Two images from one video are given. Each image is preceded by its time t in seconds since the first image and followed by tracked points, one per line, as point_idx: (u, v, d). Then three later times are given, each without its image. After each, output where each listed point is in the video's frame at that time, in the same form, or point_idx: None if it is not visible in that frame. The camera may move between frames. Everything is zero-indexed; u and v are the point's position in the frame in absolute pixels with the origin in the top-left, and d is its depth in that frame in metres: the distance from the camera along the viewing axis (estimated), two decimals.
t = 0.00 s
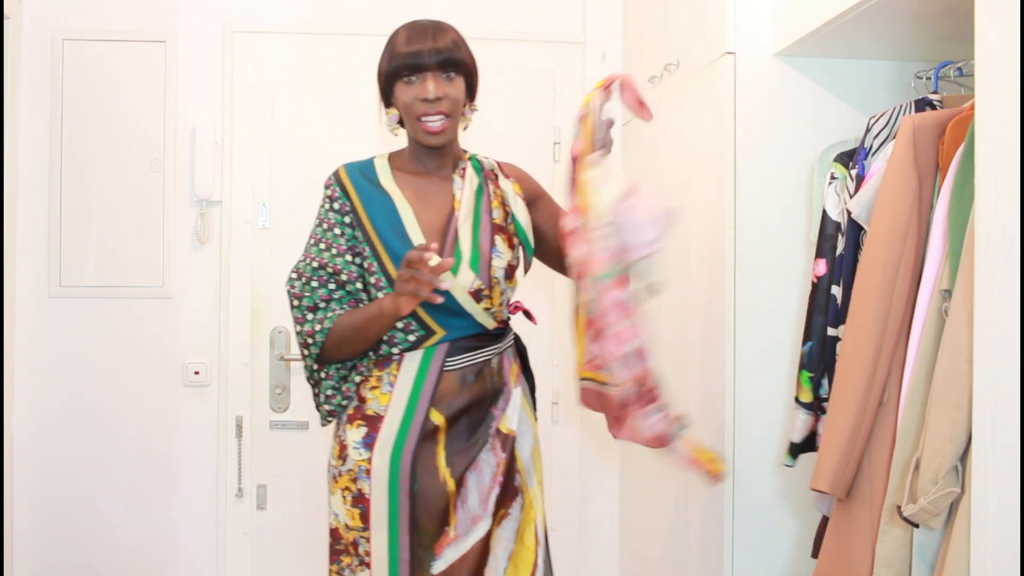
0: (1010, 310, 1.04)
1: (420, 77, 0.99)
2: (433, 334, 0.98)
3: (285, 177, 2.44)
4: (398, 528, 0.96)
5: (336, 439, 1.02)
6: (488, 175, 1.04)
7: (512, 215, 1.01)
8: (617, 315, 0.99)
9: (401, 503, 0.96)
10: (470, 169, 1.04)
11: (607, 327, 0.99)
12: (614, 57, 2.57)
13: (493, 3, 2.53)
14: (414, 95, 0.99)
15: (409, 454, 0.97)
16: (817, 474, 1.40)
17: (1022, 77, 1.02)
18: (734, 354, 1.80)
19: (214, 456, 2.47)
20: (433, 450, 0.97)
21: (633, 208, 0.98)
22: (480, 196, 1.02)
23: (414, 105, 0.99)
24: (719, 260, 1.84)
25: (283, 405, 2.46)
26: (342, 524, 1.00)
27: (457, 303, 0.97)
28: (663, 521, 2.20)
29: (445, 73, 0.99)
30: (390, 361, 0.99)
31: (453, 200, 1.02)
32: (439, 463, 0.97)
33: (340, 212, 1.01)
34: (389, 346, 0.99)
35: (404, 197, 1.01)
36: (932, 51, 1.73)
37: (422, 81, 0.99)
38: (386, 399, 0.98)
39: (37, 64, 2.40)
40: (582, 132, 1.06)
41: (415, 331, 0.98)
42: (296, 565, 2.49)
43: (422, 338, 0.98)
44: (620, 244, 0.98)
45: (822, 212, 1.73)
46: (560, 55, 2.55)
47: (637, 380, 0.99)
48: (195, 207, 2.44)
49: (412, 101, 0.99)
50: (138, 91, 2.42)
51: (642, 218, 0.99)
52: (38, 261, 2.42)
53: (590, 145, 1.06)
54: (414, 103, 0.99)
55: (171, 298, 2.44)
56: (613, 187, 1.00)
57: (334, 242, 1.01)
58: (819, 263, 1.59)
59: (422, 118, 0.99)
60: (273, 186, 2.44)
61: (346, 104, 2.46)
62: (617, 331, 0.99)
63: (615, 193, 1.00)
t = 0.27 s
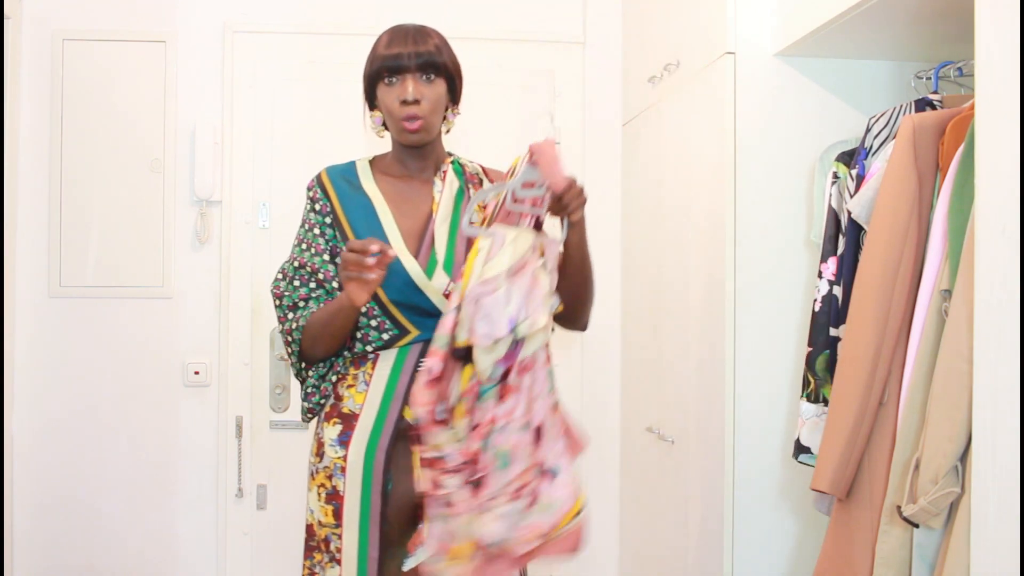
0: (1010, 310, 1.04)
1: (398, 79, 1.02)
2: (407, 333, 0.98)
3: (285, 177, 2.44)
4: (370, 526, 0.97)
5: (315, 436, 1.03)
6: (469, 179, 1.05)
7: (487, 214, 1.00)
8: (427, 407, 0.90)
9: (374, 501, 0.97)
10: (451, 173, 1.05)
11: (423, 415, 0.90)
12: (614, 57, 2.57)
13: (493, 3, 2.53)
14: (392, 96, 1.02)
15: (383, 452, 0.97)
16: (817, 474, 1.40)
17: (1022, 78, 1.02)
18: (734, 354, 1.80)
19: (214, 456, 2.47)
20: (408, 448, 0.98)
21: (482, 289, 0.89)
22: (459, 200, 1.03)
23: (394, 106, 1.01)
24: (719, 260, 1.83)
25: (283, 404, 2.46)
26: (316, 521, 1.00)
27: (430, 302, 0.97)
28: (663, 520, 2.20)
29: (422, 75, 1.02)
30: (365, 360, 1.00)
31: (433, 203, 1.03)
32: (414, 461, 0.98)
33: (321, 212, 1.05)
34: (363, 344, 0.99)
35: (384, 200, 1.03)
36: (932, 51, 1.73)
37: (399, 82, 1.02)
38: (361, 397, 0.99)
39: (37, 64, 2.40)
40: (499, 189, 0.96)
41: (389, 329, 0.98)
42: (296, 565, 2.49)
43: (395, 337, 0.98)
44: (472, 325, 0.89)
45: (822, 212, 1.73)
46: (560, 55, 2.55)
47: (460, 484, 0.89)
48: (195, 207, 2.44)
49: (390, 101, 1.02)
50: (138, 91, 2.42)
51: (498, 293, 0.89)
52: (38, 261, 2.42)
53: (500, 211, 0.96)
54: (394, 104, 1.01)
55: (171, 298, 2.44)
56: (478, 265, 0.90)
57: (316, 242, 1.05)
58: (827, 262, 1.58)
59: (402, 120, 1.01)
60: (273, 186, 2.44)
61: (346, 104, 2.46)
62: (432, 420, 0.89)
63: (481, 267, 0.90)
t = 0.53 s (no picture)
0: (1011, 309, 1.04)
1: (396, 84, 1.02)
2: (398, 331, 1.01)
3: (285, 177, 2.44)
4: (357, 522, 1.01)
5: (306, 436, 1.06)
6: (461, 180, 1.06)
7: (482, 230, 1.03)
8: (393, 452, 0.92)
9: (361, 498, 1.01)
10: (443, 174, 1.06)
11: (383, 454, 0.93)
12: (614, 57, 2.57)
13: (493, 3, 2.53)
14: (391, 101, 1.02)
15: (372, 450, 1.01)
16: (817, 474, 1.40)
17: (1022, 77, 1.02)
18: (734, 354, 1.80)
19: (214, 456, 2.47)
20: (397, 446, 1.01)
21: (491, 354, 0.88)
22: (451, 200, 1.04)
23: (393, 113, 1.02)
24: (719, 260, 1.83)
25: (283, 404, 2.46)
26: (306, 519, 1.05)
27: (423, 301, 1.00)
28: (663, 520, 2.20)
29: (422, 80, 1.02)
30: (356, 359, 1.03)
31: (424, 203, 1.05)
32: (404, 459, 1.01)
33: (314, 214, 1.06)
34: (354, 343, 1.02)
35: (375, 200, 1.05)
36: (932, 51, 1.73)
37: (398, 87, 1.02)
38: (353, 395, 1.02)
39: (37, 64, 2.40)
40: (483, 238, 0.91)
41: (380, 328, 1.01)
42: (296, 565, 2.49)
43: (386, 335, 1.01)
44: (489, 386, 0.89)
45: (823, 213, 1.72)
46: (560, 55, 2.55)
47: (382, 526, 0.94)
48: (195, 207, 2.44)
49: (389, 106, 1.02)
50: (138, 91, 2.42)
51: (517, 361, 0.88)
52: (38, 261, 2.41)
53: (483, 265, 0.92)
54: (394, 111, 1.02)
55: (171, 298, 2.44)
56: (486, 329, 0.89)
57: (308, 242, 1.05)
58: (828, 264, 1.57)
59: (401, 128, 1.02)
60: (273, 186, 2.44)
61: (346, 104, 2.46)
62: (391, 464, 0.93)
63: (490, 326, 0.88)
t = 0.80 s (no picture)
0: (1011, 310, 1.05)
1: (396, 93, 1.11)
2: (393, 331, 1.11)
3: (285, 177, 2.44)
4: (357, 523, 1.10)
5: (304, 437, 1.14)
6: (453, 180, 1.19)
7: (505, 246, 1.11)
8: (473, 496, 1.00)
9: (362, 498, 1.10)
10: (434, 174, 1.19)
11: (462, 498, 1.00)
12: (614, 57, 2.57)
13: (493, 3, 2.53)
14: (391, 108, 1.11)
15: (371, 450, 1.10)
16: (817, 474, 1.40)
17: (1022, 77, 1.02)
18: (734, 355, 1.80)
19: (214, 456, 2.47)
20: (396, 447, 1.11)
21: (523, 374, 1.04)
22: (443, 199, 1.17)
23: (391, 120, 1.11)
24: (718, 260, 1.84)
25: (282, 404, 2.46)
26: (303, 521, 1.11)
27: (417, 302, 1.10)
28: (663, 520, 2.20)
29: (420, 91, 1.12)
30: (353, 359, 1.12)
31: (417, 203, 1.16)
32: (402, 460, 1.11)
33: (309, 215, 1.14)
34: (350, 343, 1.11)
35: (369, 201, 1.14)
36: (932, 51, 1.73)
37: (398, 96, 1.11)
38: (349, 395, 1.10)
39: (37, 64, 2.40)
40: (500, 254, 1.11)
41: (375, 327, 1.10)
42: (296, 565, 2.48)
43: (381, 335, 1.10)
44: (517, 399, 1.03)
45: (823, 212, 1.73)
46: (560, 55, 2.55)
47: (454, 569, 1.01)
48: (195, 207, 2.44)
49: (389, 113, 1.12)
50: (138, 91, 2.42)
51: (545, 376, 1.05)
52: (38, 261, 2.41)
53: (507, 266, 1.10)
54: (392, 118, 1.11)
55: (171, 298, 2.44)
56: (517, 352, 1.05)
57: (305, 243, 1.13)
58: (829, 264, 1.57)
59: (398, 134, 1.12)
60: (273, 186, 2.44)
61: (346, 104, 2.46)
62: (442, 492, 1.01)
63: (516, 343, 1.05)
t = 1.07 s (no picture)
0: (1010, 309, 1.05)
1: (389, 100, 1.11)
2: (393, 332, 1.11)
3: (285, 177, 2.44)
4: (357, 526, 1.09)
5: (305, 439, 1.15)
6: (448, 180, 1.20)
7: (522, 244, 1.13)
8: (535, 484, 1.02)
9: (362, 501, 1.09)
10: (430, 174, 1.19)
11: (525, 488, 1.02)
12: (614, 57, 2.57)
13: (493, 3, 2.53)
14: (385, 115, 1.11)
15: (373, 451, 1.10)
16: (817, 474, 1.40)
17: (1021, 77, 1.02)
18: (734, 355, 1.80)
19: (214, 456, 2.47)
20: (400, 450, 1.11)
21: (545, 365, 1.07)
22: (439, 200, 1.17)
23: (385, 128, 1.12)
24: (718, 260, 1.84)
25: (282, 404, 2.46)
26: (304, 522, 1.12)
27: (418, 303, 1.10)
28: (663, 520, 2.20)
29: (413, 98, 1.12)
30: (354, 360, 1.12)
31: (413, 205, 1.17)
32: (406, 462, 1.11)
33: (307, 216, 1.14)
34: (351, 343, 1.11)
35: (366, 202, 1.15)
36: (932, 50, 1.73)
37: (391, 103, 1.11)
38: (350, 397, 1.11)
39: (37, 63, 2.40)
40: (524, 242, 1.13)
41: (375, 328, 1.11)
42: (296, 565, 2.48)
43: (382, 335, 1.11)
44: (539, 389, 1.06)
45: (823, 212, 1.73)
46: (560, 55, 2.55)
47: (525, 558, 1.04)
48: (195, 207, 2.44)
49: (382, 120, 1.12)
50: (138, 91, 2.42)
51: (565, 368, 1.07)
52: (38, 261, 2.41)
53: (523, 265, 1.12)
54: (386, 126, 1.12)
55: (171, 298, 2.44)
56: (540, 343, 1.08)
57: (305, 243, 1.13)
58: (828, 265, 1.57)
59: (392, 142, 1.13)
60: (273, 186, 2.44)
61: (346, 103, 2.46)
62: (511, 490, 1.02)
63: (536, 333, 1.08)
